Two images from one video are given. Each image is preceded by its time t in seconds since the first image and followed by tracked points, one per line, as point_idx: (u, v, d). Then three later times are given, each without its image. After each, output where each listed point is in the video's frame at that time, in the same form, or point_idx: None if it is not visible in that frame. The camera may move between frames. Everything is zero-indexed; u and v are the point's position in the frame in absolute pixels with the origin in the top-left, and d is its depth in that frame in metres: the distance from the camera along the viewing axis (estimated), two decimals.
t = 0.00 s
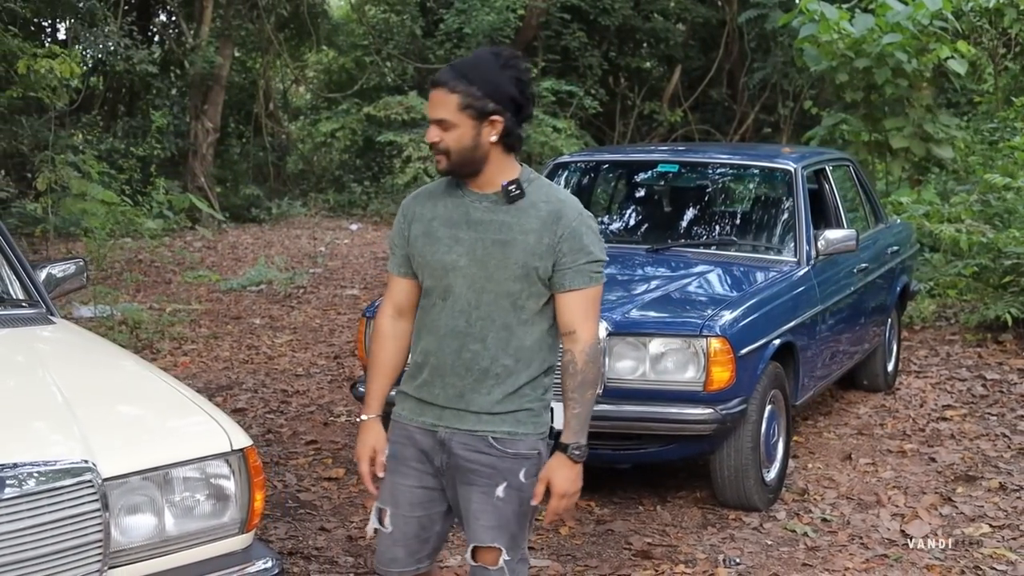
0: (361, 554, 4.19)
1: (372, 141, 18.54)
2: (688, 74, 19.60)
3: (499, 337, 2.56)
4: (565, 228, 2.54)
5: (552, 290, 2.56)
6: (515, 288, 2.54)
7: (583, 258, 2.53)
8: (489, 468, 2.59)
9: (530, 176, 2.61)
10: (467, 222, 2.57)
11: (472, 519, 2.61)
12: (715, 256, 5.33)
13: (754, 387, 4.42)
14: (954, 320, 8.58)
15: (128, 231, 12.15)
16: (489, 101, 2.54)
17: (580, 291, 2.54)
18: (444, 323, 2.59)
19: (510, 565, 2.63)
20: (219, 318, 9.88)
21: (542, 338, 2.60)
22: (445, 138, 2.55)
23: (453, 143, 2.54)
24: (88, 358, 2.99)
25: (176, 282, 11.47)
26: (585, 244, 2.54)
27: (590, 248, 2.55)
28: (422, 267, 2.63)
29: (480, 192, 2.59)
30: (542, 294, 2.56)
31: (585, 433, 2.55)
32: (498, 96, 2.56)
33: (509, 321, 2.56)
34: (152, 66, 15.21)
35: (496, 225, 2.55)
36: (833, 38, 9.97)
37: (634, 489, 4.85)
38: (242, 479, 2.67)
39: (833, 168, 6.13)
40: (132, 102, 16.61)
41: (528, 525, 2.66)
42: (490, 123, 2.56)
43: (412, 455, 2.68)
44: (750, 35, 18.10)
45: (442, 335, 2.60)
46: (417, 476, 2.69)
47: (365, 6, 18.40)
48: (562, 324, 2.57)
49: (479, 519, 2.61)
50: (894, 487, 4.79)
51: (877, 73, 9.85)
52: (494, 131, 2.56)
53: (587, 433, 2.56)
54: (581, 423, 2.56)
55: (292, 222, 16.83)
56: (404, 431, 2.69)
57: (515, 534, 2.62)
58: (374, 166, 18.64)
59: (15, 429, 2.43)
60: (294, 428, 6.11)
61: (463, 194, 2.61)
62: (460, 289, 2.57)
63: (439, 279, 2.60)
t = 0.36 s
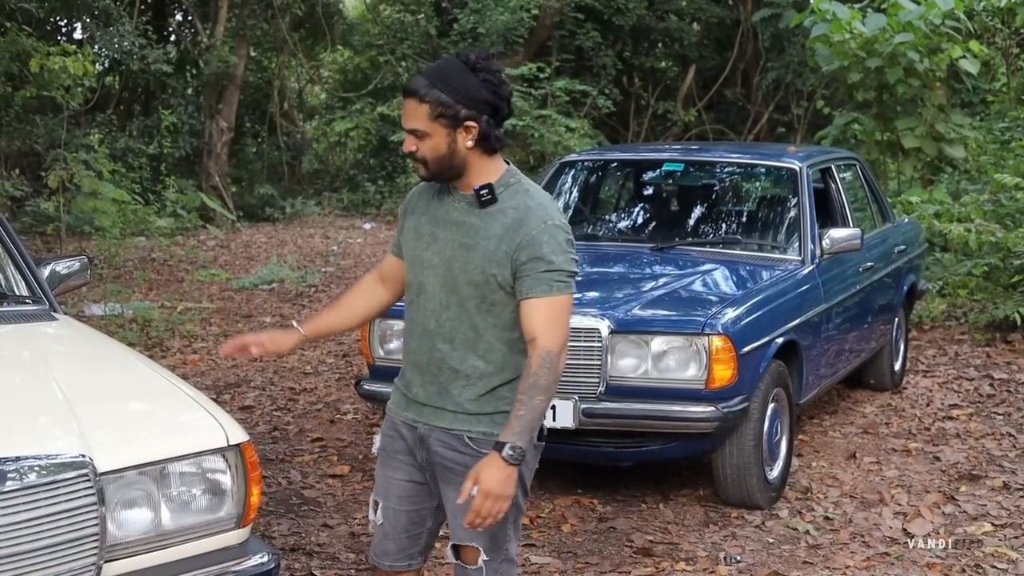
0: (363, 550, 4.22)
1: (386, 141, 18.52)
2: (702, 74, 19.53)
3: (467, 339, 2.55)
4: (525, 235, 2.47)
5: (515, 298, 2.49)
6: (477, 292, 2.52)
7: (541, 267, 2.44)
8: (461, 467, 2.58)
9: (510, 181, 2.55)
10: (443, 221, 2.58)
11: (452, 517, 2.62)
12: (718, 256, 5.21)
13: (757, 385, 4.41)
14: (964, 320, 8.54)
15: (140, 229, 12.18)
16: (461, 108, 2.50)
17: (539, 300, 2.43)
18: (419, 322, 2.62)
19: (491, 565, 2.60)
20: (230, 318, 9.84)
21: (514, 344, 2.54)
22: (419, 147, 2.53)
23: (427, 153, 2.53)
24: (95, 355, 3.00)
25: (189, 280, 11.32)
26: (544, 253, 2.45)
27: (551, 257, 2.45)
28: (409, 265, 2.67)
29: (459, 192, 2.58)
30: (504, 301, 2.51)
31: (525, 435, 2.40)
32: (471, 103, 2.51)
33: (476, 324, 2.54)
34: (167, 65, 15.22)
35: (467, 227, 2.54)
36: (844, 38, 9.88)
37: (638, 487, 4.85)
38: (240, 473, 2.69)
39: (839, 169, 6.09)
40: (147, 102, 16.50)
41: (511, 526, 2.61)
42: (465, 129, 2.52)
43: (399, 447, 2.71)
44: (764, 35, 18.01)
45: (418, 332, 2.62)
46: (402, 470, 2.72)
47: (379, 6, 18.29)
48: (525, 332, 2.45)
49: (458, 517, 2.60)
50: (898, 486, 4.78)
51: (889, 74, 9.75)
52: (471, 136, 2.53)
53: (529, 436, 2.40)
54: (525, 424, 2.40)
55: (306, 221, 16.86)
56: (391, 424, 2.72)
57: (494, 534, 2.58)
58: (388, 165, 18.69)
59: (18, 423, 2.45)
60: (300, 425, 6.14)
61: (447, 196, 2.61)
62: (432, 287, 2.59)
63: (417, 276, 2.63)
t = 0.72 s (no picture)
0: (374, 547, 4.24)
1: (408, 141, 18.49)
2: (724, 74, 19.46)
3: (456, 335, 2.53)
4: (508, 223, 2.47)
5: (501, 287, 2.50)
6: (464, 286, 2.50)
7: (525, 253, 2.46)
8: (458, 463, 2.56)
9: (479, 171, 2.54)
10: (417, 221, 2.53)
11: (449, 514, 2.61)
12: (732, 255, 5.15)
13: (768, 385, 4.38)
14: (983, 320, 8.47)
15: (161, 228, 12.23)
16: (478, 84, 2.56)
17: (526, 286, 2.46)
18: (400, 325, 2.57)
19: (489, 558, 2.62)
20: (248, 315, 9.50)
21: (501, 333, 2.54)
22: (448, 117, 2.49)
23: (456, 125, 2.50)
24: (106, 351, 3.03)
25: (209, 279, 11.18)
26: (527, 238, 2.47)
27: (535, 241, 2.47)
28: (377, 269, 2.60)
29: (427, 189, 2.54)
30: (490, 290, 2.51)
31: (518, 426, 2.45)
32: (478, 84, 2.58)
33: (463, 319, 2.52)
34: (188, 64, 15.27)
35: (442, 224, 2.51)
36: (864, 38, 9.80)
37: (650, 486, 4.83)
38: (247, 468, 2.72)
39: (854, 168, 6.06)
40: (170, 101, 16.67)
41: (506, 517, 2.64)
42: (475, 107, 2.57)
43: (386, 452, 2.67)
44: (785, 34, 17.92)
45: (399, 334, 2.58)
46: (392, 474, 2.68)
47: (400, 6, 17.98)
48: (512, 321, 2.47)
49: (456, 514, 2.60)
50: (910, 486, 4.76)
51: (909, 74, 9.70)
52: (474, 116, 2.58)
53: (520, 427, 2.46)
54: (515, 415, 2.45)
55: (327, 221, 16.88)
56: (375, 429, 2.67)
57: (492, 527, 2.61)
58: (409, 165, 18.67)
59: (29, 417, 2.47)
60: (316, 423, 6.18)
61: (415, 194, 2.56)
62: (413, 288, 2.54)
63: (392, 281, 2.57)
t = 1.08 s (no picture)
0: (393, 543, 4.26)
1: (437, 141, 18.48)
2: (754, 74, 19.30)
3: (459, 327, 2.56)
4: (506, 209, 2.54)
5: (502, 273, 2.56)
6: (467, 274, 2.54)
7: (526, 236, 2.53)
8: (467, 458, 2.59)
9: (465, 163, 2.60)
10: (412, 217, 2.55)
11: (456, 509, 2.62)
12: (754, 254, 5.13)
13: (788, 383, 4.36)
14: (1011, 320, 8.38)
15: (190, 227, 12.32)
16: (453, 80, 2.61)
17: (529, 268, 2.53)
18: (401, 322, 2.58)
19: (498, 551, 2.65)
20: (276, 314, 9.55)
21: (501, 320, 2.60)
22: (427, 114, 2.53)
23: (436, 121, 2.54)
24: (128, 348, 3.08)
25: (238, 277, 11.22)
26: (527, 221, 2.54)
27: (533, 223, 2.55)
28: (371, 269, 2.61)
29: (415, 185, 2.57)
30: (492, 276, 2.56)
31: (553, 409, 2.55)
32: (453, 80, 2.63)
33: (466, 309, 2.56)
34: (218, 63, 15.35)
35: (437, 217, 2.55)
36: (892, 37, 9.63)
37: (672, 484, 4.80)
38: (264, 463, 2.77)
39: (878, 166, 6.02)
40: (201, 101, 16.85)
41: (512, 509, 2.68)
42: (452, 103, 2.62)
43: (389, 452, 2.67)
44: (815, 33, 17.78)
45: (399, 332, 2.59)
46: (396, 473, 2.69)
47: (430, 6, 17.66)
48: (517, 305, 2.56)
49: (463, 509, 2.62)
50: (932, 485, 4.73)
51: (938, 74, 9.57)
52: (453, 111, 2.63)
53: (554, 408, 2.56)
54: (547, 398, 2.55)
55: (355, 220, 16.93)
56: (376, 431, 2.67)
57: (499, 520, 2.64)
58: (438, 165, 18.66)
59: (51, 412, 2.52)
60: (339, 420, 6.22)
61: (403, 191, 2.59)
62: (413, 284, 2.56)
63: (391, 279, 2.58)
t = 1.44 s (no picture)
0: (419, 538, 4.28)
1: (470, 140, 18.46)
2: (790, 74, 19.21)
3: (471, 320, 2.58)
4: (524, 207, 2.54)
5: (516, 271, 2.56)
6: (480, 269, 2.55)
7: (541, 237, 2.53)
8: (476, 454, 2.61)
9: (491, 161, 2.61)
10: (432, 210, 2.59)
11: (466, 505, 2.65)
12: (783, 253, 5.08)
13: (814, 383, 4.32)
14: None
15: (224, 226, 12.40)
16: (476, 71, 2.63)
17: (540, 270, 2.52)
18: (416, 312, 2.62)
19: (507, 548, 2.67)
20: (308, 312, 9.62)
21: (516, 319, 2.61)
22: (454, 106, 2.56)
23: (463, 113, 2.57)
24: (157, 344, 3.12)
25: (271, 276, 11.27)
26: (544, 221, 2.54)
27: (551, 225, 2.54)
28: (392, 258, 2.66)
29: (440, 178, 2.61)
30: (506, 274, 2.56)
31: (536, 408, 2.51)
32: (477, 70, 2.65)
33: (480, 303, 2.58)
34: (253, 63, 15.45)
35: (457, 211, 2.57)
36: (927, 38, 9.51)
37: (698, 482, 4.78)
38: (287, 459, 2.79)
39: (908, 166, 5.95)
40: (236, 100, 16.79)
41: (523, 506, 2.69)
42: (477, 95, 2.64)
43: (403, 445, 2.72)
44: (851, 32, 17.60)
45: (414, 322, 2.62)
46: (410, 466, 2.73)
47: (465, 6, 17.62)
48: (522, 303, 2.55)
49: (472, 505, 2.65)
50: (959, 485, 4.68)
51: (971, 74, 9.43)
52: (478, 103, 2.65)
53: (539, 410, 2.52)
54: (534, 398, 2.52)
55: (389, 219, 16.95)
56: (391, 423, 2.72)
57: (508, 517, 2.66)
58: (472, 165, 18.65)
59: (81, 406, 2.56)
60: (367, 418, 6.25)
61: (429, 182, 2.62)
62: (428, 275, 2.60)
63: (407, 269, 2.62)
